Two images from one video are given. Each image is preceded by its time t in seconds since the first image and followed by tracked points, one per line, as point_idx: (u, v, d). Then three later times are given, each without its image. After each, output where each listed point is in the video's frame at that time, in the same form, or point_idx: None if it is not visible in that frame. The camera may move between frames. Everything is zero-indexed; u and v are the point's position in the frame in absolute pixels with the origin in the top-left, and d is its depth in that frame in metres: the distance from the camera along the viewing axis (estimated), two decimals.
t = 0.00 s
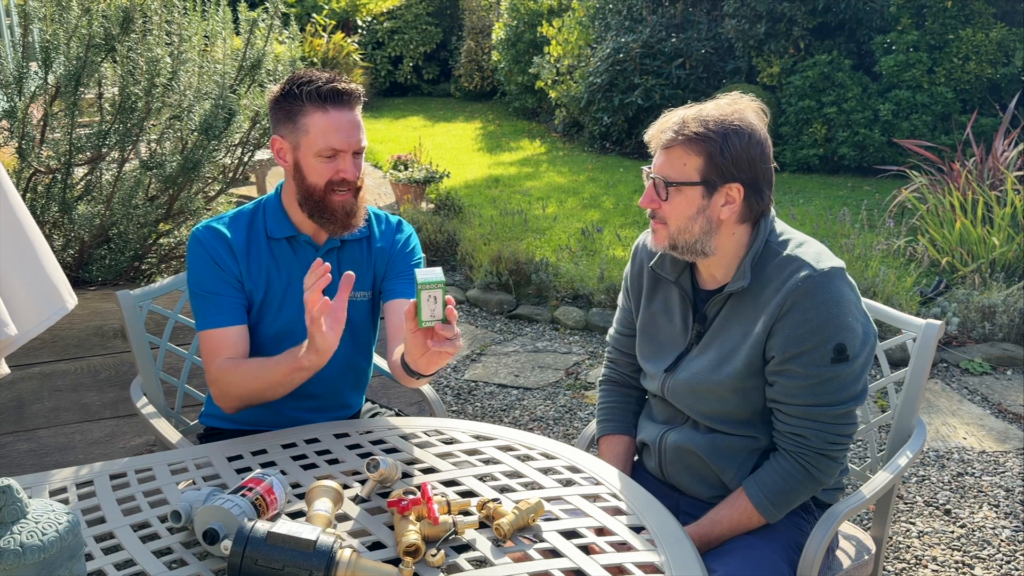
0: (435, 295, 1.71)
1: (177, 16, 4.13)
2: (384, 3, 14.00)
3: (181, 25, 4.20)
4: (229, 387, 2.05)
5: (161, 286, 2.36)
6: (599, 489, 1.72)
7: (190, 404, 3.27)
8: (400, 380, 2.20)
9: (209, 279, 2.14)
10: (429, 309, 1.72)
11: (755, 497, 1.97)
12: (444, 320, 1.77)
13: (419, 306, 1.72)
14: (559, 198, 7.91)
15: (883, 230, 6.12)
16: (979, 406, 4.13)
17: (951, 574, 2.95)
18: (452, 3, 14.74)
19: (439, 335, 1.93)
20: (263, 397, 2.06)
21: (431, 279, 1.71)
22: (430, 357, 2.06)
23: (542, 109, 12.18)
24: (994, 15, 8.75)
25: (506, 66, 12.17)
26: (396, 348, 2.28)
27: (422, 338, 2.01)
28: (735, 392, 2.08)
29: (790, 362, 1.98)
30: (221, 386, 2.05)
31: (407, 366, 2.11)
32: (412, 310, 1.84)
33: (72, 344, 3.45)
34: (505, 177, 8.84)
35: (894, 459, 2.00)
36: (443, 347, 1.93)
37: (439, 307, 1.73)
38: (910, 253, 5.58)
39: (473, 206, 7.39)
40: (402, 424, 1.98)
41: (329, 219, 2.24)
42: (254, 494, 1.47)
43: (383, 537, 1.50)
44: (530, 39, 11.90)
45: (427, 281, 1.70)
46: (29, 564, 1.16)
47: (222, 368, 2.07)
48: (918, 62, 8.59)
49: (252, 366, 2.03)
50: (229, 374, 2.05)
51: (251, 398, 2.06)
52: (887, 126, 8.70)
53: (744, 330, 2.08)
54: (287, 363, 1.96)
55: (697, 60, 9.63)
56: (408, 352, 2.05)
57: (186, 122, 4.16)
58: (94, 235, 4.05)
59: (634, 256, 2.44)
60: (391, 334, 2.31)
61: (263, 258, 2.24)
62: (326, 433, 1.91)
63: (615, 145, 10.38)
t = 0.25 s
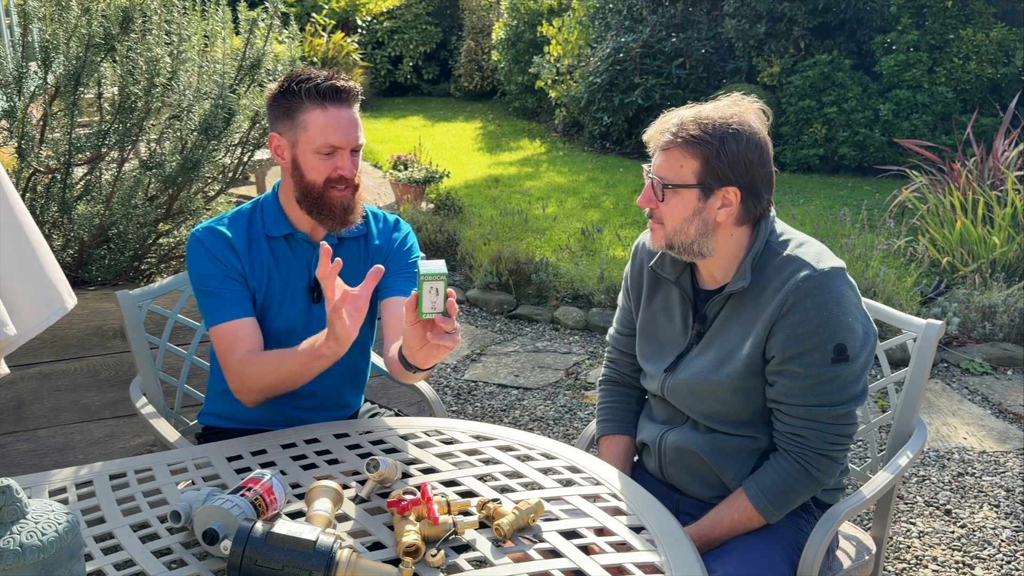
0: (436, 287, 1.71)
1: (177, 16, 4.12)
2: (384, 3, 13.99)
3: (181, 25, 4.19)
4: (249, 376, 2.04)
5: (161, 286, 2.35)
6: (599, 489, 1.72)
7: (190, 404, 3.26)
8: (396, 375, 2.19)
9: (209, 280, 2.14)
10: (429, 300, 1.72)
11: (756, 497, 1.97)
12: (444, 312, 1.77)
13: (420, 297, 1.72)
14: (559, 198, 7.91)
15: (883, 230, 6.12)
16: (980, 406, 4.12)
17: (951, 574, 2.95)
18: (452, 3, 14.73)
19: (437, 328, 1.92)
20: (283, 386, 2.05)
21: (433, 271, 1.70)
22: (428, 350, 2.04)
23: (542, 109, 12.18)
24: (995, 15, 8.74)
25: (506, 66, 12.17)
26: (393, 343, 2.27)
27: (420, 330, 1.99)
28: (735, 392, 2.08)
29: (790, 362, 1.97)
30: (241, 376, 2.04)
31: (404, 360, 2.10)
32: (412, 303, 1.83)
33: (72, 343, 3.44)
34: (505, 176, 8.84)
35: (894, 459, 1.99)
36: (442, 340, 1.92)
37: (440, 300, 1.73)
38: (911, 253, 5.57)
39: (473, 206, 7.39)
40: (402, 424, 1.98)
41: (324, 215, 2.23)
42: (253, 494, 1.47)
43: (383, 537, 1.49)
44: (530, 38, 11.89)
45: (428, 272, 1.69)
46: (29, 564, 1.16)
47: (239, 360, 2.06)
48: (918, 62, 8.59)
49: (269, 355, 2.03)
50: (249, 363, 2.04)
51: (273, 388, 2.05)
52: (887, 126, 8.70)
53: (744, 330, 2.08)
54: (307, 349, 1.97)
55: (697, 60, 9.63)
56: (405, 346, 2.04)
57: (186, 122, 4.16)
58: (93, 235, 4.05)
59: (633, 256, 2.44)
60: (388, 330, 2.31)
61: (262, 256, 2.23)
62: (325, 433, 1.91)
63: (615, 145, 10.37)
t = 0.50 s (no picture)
0: (434, 284, 1.70)
1: (177, 16, 4.12)
2: (384, 3, 14.00)
3: (181, 25, 4.18)
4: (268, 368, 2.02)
5: (160, 286, 2.35)
6: (599, 489, 1.72)
7: (190, 404, 3.26)
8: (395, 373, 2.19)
9: (214, 281, 2.13)
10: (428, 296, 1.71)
11: (756, 497, 1.97)
12: (443, 310, 1.76)
13: (418, 295, 1.72)
14: (559, 198, 7.91)
15: (883, 230, 6.11)
16: (979, 406, 4.12)
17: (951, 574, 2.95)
18: (452, 3, 14.73)
19: (436, 326, 1.92)
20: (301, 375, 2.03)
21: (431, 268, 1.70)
22: (428, 348, 2.05)
23: (542, 109, 12.18)
24: (995, 15, 8.74)
25: (506, 65, 12.17)
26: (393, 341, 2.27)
27: (419, 328, 1.99)
28: (735, 392, 2.08)
29: (789, 362, 1.97)
30: (261, 368, 2.02)
31: (404, 359, 2.10)
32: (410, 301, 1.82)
33: (72, 343, 3.45)
34: (505, 177, 8.84)
35: (894, 459, 1.99)
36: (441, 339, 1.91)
37: (439, 297, 1.72)
38: (910, 253, 5.57)
39: (473, 206, 7.39)
40: (402, 424, 1.98)
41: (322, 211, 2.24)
42: (253, 494, 1.47)
43: (382, 537, 1.49)
44: (530, 38, 11.89)
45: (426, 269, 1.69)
46: (29, 565, 1.16)
47: (255, 353, 2.04)
48: (918, 62, 8.59)
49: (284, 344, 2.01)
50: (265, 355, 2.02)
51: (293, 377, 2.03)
52: (887, 126, 8.70)
53: (743, 330, 2.08)
54: (323, 333, 1.94)
55: (697, 60, 9.63)
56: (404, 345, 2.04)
57: (185, 122, 4.16)
58: (94, 235, 4.05)
59: (633, 256, 2.43)
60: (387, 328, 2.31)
61: (264, 255, 2.23)
62: (325, 433, 1.91)
63: (615, 145, 10.37)
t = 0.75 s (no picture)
0: (437, 289, 1.71)
1: (177, 15, 4.12)
2: (384, 3, 14.00)
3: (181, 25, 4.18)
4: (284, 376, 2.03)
5: (160, 286, 2.35)
6: (599, 489, 1.72)
7: (190, 404, 3.26)
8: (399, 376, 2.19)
9: (221, 288, 2.13)
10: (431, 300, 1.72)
11: (755, 497, 1.97)
12: (445, 314, 1.77)
13: (422, 301, 1.72)
14: (559, 198, 7.91)
15: (883, 230, 6.11)
16: (979, 406, 4.12)
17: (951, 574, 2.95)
18: (452, 3, 14.73)
19: (439, 330, 1.94)
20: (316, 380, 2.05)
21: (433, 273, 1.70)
22: (430, 353, 2.03)
23: (542, 109, 12.18)
24: (994, 15, 8.74)
25: (506, 65, 12.17)
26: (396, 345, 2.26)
27: (423, 333, 1.99)
28: (734, 392, 2.08)
29: (789, 362, 1.97)
30: (274, 375, 2.03)
31: (407, 363, 2.10)
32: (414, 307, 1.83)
33: (72, 343, 3.45)
34: (505, 177, 8.84)
35: (894, 459, 1.99)
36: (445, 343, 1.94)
37: (442, 303, 1.73)
38: (910, 253, 5.57)
39: (473, 206, 7.39)
40: (402, 424, 1.98)
41: (324, 212, 2.25)
42: (253, 494, 1.47)
43: (382, 537, 1.49)
44: (530, 38, 11.90)
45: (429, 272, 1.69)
46: (29, 564, 1.16)
47: (268, 361, 2.05)
48: (918, 62, 8.59)
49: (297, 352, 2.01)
50: (277, 364, 2.03)
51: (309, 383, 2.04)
52: (887, 126, 8.70)
53: (742, 330, 2.08)
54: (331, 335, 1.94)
55: (697, 60, 9.63)
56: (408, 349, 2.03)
57: (185, 122, 4.16)
58: (94, 235, 4.05)
59: (633, 256, 2.43)
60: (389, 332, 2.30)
61: (267, 257, 2.23)
62: (325, 433, 1.91)
63: (615, 145, 10.37)
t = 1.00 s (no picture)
0: (443, 295, 1.71)
1: (177, 16, 4.12)
2: (384, 3, 14.01)
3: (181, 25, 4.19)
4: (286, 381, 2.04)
5: (161, 286, 2.35)
6: (599, 489, 1.72)
7: (190, 404, 3.27)
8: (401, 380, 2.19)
9: (223, 290, 2.13)
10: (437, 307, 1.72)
11: (755, 497, 1.97)
12: (451, 319, 1.77)
13: (427, 306, 1.72)
14: (559, 198, 7.91)
15: (883, 230, 6.11)
16: (979, 406, 4.13)
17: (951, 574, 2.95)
18: (452, 3, 14.73)
19: (446, 337, 1.95)
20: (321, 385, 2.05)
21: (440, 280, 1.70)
22: (436, 357, 2.04)
23: (542, 109, 12.18)
24: (995, 15, 8.74)
25: (506, 66, 12.18)
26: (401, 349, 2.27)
27: (429, 338, 1.99)
28: (734, 392, 2.08)
29: (789, 362, 1.98)
30: (278, 379, 2.03)
31: (412, 368, 2.10)
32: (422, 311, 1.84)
33: (72, 343, 3.45)
34: (505, 177, 8.84)
35: (893, 459, 2.00)
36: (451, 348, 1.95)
37: (448, 308, 1.73)
38: (910, 253, 5.57)
39: (473, 206, 7.39)
40: (402, 424, 1.98)
41: (327, 215, 2.25)
42: (254, 494, 1.47)
43: (382, 537, 1.50)
44: (530, 39, 11.90)
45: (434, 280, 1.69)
46: (29, 564, 1.16)
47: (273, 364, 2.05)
48: (918, 62, 8.59)
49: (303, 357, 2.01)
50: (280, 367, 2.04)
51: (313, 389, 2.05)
52: (887, 126, 8.71)
53: (742, 330, 2.08)
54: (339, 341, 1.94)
55: (697, 60, 9.64)
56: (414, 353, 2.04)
57: (186, 122, 4.16)
58: (94, 235, 4.06)
59: (632, 257, 2.44)
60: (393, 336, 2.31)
61: (269, 258, 2.23)
62: (325, 433, 1.91)
63: (615, 145, 10.38)
